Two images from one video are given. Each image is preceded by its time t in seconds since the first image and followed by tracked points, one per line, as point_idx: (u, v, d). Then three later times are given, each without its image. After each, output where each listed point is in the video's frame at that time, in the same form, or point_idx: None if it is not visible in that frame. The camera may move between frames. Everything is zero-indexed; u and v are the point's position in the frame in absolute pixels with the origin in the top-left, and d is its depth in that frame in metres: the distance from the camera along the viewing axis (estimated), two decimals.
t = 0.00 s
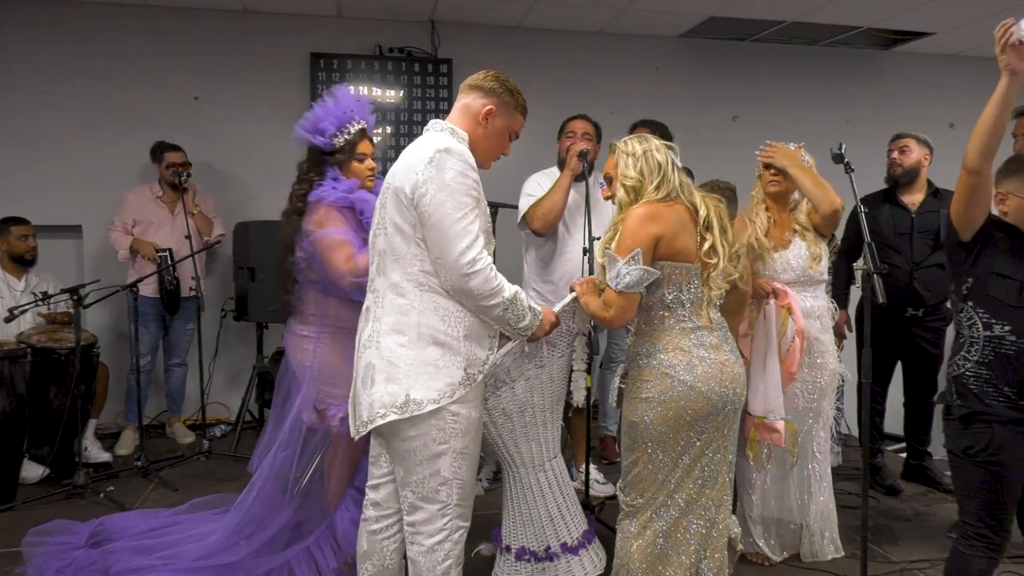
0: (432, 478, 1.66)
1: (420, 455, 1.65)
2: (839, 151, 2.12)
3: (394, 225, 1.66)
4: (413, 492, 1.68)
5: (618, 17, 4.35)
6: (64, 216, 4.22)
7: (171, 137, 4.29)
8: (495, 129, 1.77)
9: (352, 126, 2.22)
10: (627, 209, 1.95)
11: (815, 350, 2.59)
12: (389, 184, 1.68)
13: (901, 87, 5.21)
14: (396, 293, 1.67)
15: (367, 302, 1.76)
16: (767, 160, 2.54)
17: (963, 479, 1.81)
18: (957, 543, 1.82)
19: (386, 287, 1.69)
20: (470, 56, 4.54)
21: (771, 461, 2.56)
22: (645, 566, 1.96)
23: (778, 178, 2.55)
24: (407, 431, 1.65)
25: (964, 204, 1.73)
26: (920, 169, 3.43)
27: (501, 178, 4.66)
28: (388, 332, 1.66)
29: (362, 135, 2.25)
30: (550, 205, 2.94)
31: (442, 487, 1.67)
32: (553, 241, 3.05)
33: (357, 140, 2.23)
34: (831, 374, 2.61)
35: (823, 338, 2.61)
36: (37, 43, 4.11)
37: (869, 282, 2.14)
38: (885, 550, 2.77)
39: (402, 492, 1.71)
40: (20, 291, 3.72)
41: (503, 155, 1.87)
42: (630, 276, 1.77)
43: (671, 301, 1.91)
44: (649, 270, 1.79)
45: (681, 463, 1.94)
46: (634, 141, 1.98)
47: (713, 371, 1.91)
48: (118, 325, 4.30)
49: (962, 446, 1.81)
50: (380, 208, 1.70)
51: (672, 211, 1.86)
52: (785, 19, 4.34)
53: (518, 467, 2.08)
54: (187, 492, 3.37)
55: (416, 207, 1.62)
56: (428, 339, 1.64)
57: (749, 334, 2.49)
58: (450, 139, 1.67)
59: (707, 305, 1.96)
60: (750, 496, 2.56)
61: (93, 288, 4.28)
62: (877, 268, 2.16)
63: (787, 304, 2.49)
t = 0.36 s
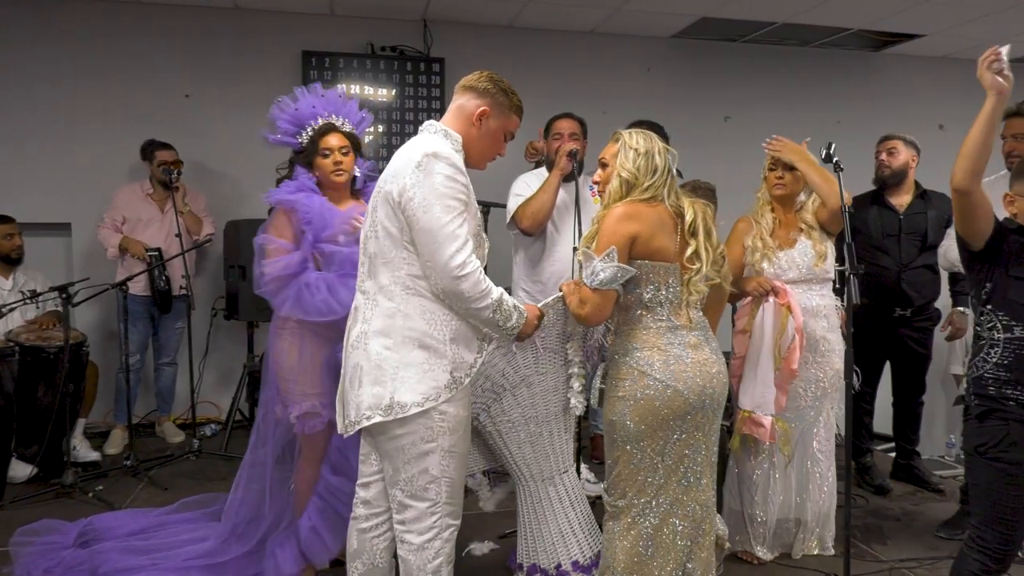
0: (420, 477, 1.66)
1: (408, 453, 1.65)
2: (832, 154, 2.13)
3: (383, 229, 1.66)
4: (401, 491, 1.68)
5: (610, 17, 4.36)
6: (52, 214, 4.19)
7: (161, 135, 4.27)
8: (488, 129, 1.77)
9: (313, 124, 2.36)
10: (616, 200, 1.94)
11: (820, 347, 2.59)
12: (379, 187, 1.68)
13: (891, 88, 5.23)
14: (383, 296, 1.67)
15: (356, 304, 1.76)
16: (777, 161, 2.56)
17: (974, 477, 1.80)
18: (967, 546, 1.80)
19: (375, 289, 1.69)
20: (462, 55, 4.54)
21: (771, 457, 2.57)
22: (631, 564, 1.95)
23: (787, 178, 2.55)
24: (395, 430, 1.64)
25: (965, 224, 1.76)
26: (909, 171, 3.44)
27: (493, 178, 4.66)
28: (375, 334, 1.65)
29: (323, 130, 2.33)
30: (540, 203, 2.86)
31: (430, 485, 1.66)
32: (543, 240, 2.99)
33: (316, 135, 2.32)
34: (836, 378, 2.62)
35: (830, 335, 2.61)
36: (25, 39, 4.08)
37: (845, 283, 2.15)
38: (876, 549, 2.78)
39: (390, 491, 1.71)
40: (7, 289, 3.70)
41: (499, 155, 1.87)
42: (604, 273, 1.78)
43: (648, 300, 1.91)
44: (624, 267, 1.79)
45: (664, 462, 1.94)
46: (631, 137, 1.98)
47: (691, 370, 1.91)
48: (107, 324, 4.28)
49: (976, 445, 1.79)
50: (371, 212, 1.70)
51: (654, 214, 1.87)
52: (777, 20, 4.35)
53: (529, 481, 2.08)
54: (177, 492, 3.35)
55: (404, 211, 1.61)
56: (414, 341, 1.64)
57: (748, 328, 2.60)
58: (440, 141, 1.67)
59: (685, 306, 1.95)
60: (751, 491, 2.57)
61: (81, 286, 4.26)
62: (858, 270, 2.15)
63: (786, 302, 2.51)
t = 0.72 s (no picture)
0: (420, 478, 1.66)
1: (409, 454, 1.65)
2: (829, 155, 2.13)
3: (382, 233, 1.66)
4: (402, 491, 1.68)
5: (605, 19, 4.37)
6: (48, 217, 4.19)
7: (157, 138, 4.27)
8: (482, 128, 1.77)
9: (296, 120, 2.33)
10: (609, 202, 1.96)
11: (823, 348, 2.60)
12: (377, 192, 1.68)
13: (885, 90, 5.25)
14: (382, 300, 1.67)
15: (357, 308, 1.76)
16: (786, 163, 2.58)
17: (946, 477, 1.81)
18: (948, 543, 1.81)
19: (375, 293, 1.69)
20: (458, 57, 4.55)
21: (772, 457, 2.58)
22: (627, 564, 1.96)
23: (795, 181, 2.57)
24: (396, 431, 1.65)
25: (920, 228, 1.76)
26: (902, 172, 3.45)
27: (489, 180, 4.67)
28: (376, 336, 1.66)
29: (303, 128, 2.29)
30: (535, 206, 2.86)
31: (431, 485, 1.67)
32: (538, 241, 2.98)
33: (296, 133, 2.28)
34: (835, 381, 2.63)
35: (834, 336, 2.62)
36: (21, 41, 4.08)
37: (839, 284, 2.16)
38: (871, 549, 2.79)
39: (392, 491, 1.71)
40: (2, 292, 3.70)
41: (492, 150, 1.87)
42: (604, 273, 1.78)
43: (641, 302, 1.91)
44: (623, 265, 1.79)
45: (658, 463, 1.94)
46: (623, 138, 1.99)
47: (681, 371, 1.92)
48: (103, 326, 4.27)
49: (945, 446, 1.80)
50: (370, 216, 1.70)
51: (648, 215, 1.88)
52: (771, 22, 4.36)
53: (530, 483, 2.09)
54: (173, 493, 3.35)
55: (402, 214, 1.61)
56: (414, 343, 1.64)
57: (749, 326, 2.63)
58: (436, 144, 1.67)
59: (678, 308, 1.96)
60: (750, 491, 2.58)
61: (77, 288, 4.26)
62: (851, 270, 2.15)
63: (783, 303, 2.53)
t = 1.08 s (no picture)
0: (412, 481, 1.66)
1: (400, 456, 1.65)
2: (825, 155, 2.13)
3: (379, 231, 1.66)
4: (393, 493, 1.68)
5: (601, 20, 4.37)
6: (43, 219, 4.18)
7: (152, 140, 4.26)
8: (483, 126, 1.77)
9: (278, 125, 2.29)
10: (603, 202, 1.96)
11: (817, 348, 2.60)
12: (376, 190, 1.69)
13: (879, 90, 5.27)
14: (378, 298, 1.67)
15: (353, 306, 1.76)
16: (790, 166, 2.57)
17: (924, 478, 1.83)
18: (928, 538, 1.83)
19: (371, 292, 1.69)
20: (454, 58, 4.54)
21: (767, 457, 2.57)
22: (616, 566, 1.96)
23: (796, 184, 2.56)
24: (386, 432, 1.64)
25: (891, 238, 1.79)
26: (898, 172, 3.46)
27: (485, 181, 4.67)
28: (370, 334, 1.66)
29: (281, 137, 2.24)
30: (530, 207, 2.83)
31: (423, 488, 1.67)
32: (534, 242, 2.96)
33: (278, 139, 2.24)
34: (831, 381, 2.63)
35: (827, 337, 2.62)
36: (14, 44, 4.06)
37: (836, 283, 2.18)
38: (867, 549, 2.80)
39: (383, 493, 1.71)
40: None
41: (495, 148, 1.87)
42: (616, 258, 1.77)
43: (633, 303, 1.92)
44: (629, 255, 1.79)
45: (646, 465, 1.94)
46: (623, 136, 1.98)
47: (672, 373, 1.92)
48: (99, 329, 4.26)
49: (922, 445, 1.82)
50: (367, 214, 1.71)
51: (645, 215, 1.88)
52: (766, 22, 4.37)
53: (525, 483, 2.09)
54: (170, 497, 3.34)
55: (398, 212, 1.62)
56: (404, 340, 1.63)
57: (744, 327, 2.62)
58: (435, 144, 1.67)
59: (670, 309, 1.97)
60: (745, 491, 2.59)
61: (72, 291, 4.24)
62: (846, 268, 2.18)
63: (780, 306, 2.52)
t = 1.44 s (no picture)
0: (414, 482, 1.66)
1: (403, 457, 1.65)
2: (818, 154, 2.15)
3: (383, 230, 1.67)
4: (396, 495, 1.68)
5: (598, 21, 4.39)
6: (39, 220, 4.17)
7: (149, 141, 4.26)
8: (488, 128, 1.77)
9: (277, 125, 2.27)
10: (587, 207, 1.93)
11: (798, 350, 2.59)
12: (378, 190, 1.69)
13: (875, 91, 5.28)
14: (381, 298, 1.67)
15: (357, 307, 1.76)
16: (761, 168, 2.59)
17: (925, 477, 1.82)
18: (929, 541, 1.82)
19: (374, 292, 1.69)
20: (451, 59, 4.54)
21: (749, 449, 2.60)
22: (610, 568, 1.96)
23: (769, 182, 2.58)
24: (390, 433, 1.65)
25: (892, 246, 1.78)
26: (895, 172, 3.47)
27: (481, 182, 4.67)
28: (373, 334, 1.66)
29: (281, 134, 2.24)
30: (529, 208, 2.82)
31: (425, 490, 1.66)
32: (534, 243, 2.95)
33: (277, 138, 2.24)
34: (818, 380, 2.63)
35: (809, 338, 2.61)
36: (10, 44, 4.05)
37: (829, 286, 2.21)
38: (863, 548, 2.80)
39: (386, 494, 1.71)
40: None
41: (498, 152, 1.87)
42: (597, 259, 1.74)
43: (621, 306, 1.90)
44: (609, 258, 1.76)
45: (634, 467, 1.93)
46: (585, 145, 1.97)
47: (658, 375, 1.91)
48: (94, 330, 4.26)
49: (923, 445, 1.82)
50: (371, 214, 1.71)
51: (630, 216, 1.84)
52: (763, 23, 4.39)
53: (529, 486, 2.09)
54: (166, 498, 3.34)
55: (402, 211, 1.62)
56: (408, 341, 1.64)
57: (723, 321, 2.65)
58: (439, 143, 1.67)
59: (660, 311, 1.94)
60: (733, 491, 2.62)
61: (68, 292, 4.23)
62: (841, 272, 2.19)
63: (757, 294, 2.55)
